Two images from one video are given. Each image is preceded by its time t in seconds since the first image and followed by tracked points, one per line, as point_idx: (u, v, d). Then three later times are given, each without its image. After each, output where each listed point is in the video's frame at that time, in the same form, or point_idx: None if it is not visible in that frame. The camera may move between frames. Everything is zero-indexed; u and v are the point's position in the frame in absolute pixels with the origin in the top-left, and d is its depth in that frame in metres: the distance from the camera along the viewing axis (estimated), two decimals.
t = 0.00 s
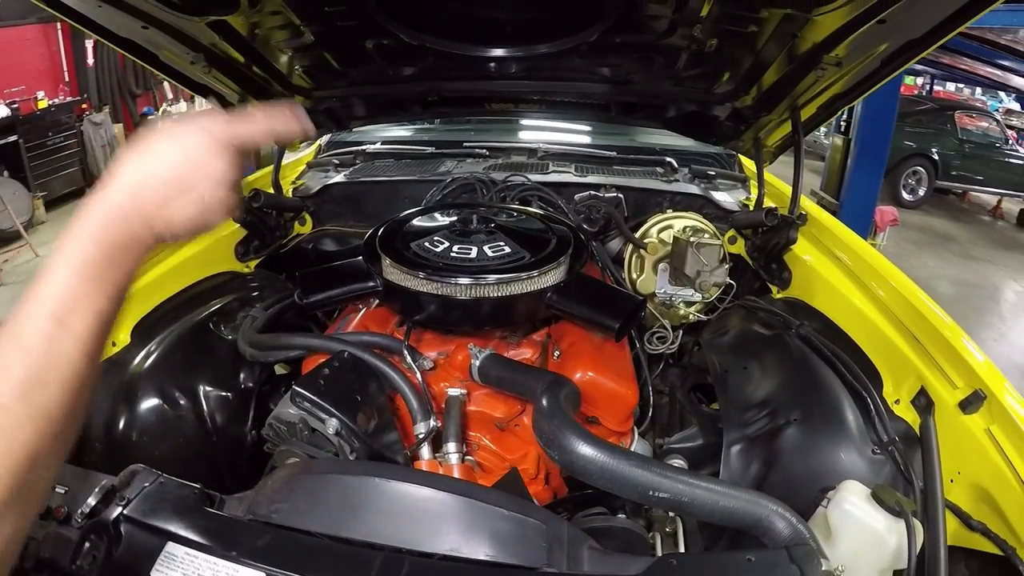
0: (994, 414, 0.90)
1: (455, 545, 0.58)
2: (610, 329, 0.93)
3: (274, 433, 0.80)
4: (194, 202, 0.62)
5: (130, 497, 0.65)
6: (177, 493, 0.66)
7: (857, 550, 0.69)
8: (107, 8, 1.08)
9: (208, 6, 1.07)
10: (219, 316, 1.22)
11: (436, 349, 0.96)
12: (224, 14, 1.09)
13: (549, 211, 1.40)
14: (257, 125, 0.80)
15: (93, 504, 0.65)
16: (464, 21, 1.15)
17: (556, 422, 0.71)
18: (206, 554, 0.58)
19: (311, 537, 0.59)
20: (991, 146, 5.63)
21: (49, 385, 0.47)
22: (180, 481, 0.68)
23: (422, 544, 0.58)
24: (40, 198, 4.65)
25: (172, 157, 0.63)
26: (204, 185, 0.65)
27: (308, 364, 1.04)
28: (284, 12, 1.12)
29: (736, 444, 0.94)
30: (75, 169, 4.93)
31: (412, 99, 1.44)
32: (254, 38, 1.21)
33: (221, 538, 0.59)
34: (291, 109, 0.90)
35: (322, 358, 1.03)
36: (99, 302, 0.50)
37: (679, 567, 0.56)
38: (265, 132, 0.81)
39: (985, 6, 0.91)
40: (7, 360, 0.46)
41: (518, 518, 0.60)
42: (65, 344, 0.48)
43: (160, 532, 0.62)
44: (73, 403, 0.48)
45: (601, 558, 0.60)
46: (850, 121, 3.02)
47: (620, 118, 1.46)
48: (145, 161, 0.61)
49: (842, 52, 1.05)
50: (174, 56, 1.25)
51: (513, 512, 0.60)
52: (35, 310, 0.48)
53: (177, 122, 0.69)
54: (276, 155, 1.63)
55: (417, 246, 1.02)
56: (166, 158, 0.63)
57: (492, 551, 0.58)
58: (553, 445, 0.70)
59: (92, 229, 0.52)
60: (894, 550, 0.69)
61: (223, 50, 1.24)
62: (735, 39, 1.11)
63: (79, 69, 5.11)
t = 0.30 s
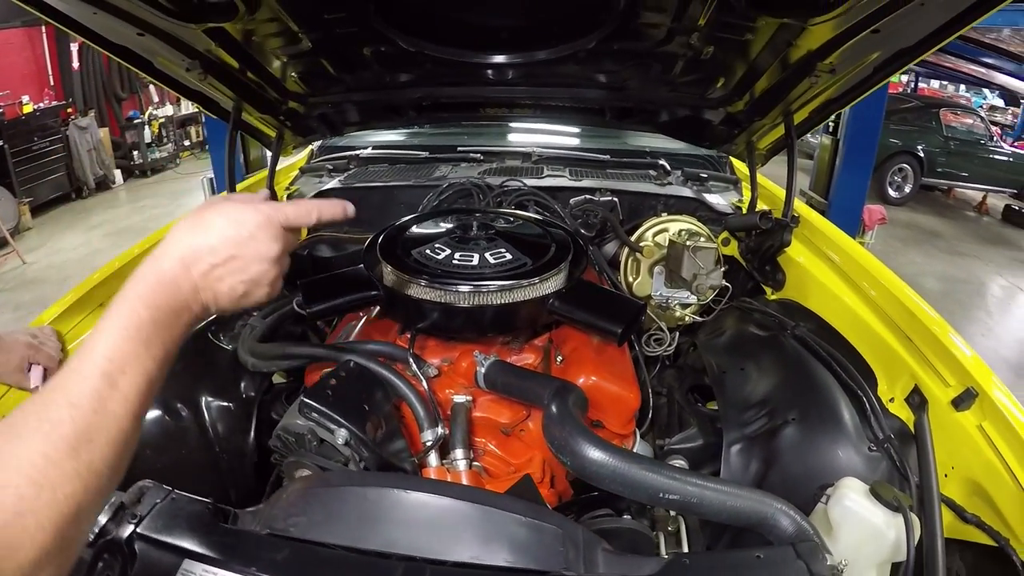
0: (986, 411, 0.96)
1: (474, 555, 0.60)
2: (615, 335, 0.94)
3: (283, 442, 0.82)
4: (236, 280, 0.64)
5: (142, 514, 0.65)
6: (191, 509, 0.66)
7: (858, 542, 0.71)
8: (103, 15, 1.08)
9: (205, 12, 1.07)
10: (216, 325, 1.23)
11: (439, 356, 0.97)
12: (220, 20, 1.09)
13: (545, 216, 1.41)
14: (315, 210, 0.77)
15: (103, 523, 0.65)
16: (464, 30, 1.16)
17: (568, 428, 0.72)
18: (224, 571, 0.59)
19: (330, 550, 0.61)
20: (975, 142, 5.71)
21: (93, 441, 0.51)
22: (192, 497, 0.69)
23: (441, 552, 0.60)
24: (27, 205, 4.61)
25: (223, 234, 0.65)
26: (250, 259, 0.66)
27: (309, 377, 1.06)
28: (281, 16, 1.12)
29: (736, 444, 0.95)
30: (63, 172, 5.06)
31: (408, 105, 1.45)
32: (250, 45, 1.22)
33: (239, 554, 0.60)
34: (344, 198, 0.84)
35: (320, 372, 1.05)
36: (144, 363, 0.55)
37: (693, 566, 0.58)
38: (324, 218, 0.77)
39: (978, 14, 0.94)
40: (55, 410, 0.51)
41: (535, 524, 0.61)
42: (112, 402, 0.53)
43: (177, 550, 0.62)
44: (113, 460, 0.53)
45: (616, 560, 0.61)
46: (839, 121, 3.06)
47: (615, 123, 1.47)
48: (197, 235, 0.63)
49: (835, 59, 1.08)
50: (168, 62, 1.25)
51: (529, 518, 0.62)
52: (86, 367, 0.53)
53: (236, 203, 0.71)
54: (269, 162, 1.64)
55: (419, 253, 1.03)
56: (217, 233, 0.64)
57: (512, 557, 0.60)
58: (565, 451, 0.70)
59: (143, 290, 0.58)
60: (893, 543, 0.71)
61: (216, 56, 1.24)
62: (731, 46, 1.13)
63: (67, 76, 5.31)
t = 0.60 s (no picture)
0: (984, 401, 0.98)
1: (504, 553, 0.62)
2: (624, 333, 0.96)
3: (297, 446, 0.84)
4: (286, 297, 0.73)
5: (160, 524, 0.66)
6: (210, 518, 0.67)
7: (867, 531, 0.73)
8: (105, 16, 1.08)
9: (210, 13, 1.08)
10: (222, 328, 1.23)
11: (449, 356, 0.99)
12: (223, 21, 1.10)
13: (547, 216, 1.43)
14: (345, 226, 0.85)
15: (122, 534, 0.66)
16: (469, 33, 1.18)
17: (588, 426, 0.73)
18: None
19: (359, 554, 0.62)
20: (961, 139, 5.79)
21: (139, 447, 0.55)
22: (209, 504, 0.69)
23: (469, 552, 0.62)
24: (15, 209, 4.58)
25: (267, 255, 0.73)
26: (293, 274, 0.74)
27: (320, 381, 1.06)
28: (283, 17, 1.12)
29: (743, 438, 0.99)
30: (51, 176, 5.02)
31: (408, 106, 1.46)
32: (253, 47, 1.23)
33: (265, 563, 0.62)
34: (377, 216, 0.92)
35: (330, 376, 1.06)
36: (192, 371, 0.61)
37: (716, 556, 0.61)
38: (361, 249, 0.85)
39: (972, 20, 0.97)
40: (109, 414, 0.55)
41: (563, 521, 0.64)
42: (162, 407, 0.58)
43: (199, 559, 0.63)
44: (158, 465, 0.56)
45: (641, 552, 0.64)
46: (829, 118, 3.10)
47: (614, 123, 1.49)
48: (244, 256, 0.72)
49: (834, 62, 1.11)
50: (167, 62, 1.26)
51: (558, 514, 0.64)
52: (136, 376, 0.58)
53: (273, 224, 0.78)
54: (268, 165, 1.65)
55: (427, 254, 1.04)
56: (261, 255, 0.72)
57: (542, 553, 0.62)
58: (586, 448, 0.72)
59: (189, 304, 0.65)
60: (901, 530, 0.72)
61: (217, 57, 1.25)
62: (733, 49, 1.15)
63: (53, 79, 5.25)
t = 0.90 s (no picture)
0: (984, 389, 1.01)
1: (535, 544, 0.64)
2: (635, 328, 0.98)
3: (313, 446, 0.85)
4: (248, 226, 0.57)
5: (180, 528, 0.66)
6: (232, 519, 0.68)
7: (874, 518, 0.76)
8: (113, 13, 1.09)
9: (219, 12, 1.09)
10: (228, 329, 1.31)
11: (461, 353, 1.00)
12: (233, 20, 1.11)
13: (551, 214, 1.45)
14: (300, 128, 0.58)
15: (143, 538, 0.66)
16: (477, 35, 1.19)
17: (609, 418, 0.75)
18: None
19: (389, 551, 0.63)
20: (951, 136, 5.85)
21: (146, 442, 0.49)
22: (228, 506, 0.70)
23: (499, 545, 0.63)
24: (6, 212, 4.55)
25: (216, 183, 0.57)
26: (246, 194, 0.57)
27: (331, 382, 1.07)
28: (291, 16, 1.13)
29: (750, 430, 1.02)
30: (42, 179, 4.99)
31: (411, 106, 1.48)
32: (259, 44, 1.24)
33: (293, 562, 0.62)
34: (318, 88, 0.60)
35: (343, 375, 1.07)
36: (184, 349, 0.53)
37: (738, 539, 0.64)
38: (323, 143, 0.60)
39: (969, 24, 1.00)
40: (104, 415, 0.48)
41: (590, 511, 0.66)
42: (158, 395, 0.51)
43: (223, 561, 0.64)
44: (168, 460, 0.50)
45: (665, 540, 0.66)
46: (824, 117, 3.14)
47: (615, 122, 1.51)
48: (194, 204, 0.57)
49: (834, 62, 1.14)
50: (173, 59, 1.26)
51: (584, 505, 0.66)
52: (122, 367, 0.50)
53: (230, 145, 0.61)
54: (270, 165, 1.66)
55: (437, 252, 1.05)
56: (212, 194, 0.57)
57: (571, 544, 0.64)
58: (607, 439, 0.74)
59: (162, 282, 0.54)
60: (907, 515, 0.76)
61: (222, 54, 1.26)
62: (737, 50, 1.17)
63: (45, 81, 5.22)
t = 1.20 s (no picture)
0: (981, 381, 1.03)
1: (555, 542, 0.65)
2: (638, 327, 1.00)
3: (321, 449, 0.86)
4: (250, 235, 0.57)
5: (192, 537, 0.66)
6: (245, 524, 0.69)
7: (878, 507, 0.78)
8: (111, 12, 1.09)
9: (220, 12, 1.09)
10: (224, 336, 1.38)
11: (466, 354, 1.01)
12: (232, 20, 1.11)
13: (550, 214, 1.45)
14: (290, 128, 0.58)
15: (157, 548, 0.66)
16: (478, 36, 1.20)
17: (619, 415, 0.76)
18: None
19: (407, 554, 0.64)
20: (939, 132, 5.91)
21: (168, 463, 0.50)
22: (239, 513, 0.71)
23: (519, 545, 0.64)
24: None
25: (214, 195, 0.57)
26: (243, 202, 0.57)
27: (335, 385, 1.07)
28: (291, 16, 1.14)
29: (752, 425, 1.04)
30: (30, 184, 4.95)
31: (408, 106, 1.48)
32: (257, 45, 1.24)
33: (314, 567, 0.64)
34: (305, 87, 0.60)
35: (347, 377, 1.07)
36: (200, 365, 0.54)
37: (750, 531, 0.66)
38: (316, 141, 0.59)
39: (964, 25, 1.02)
40: (124, 439, 0.49)
41: (606, 508, 0.67)
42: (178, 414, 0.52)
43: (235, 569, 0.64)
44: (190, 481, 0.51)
45: (677, 535, 0.68)
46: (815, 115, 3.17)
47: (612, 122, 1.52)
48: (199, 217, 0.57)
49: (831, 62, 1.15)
50: (170, 61, 1.25)
51: (600, 502, 0.68)
52: (140, 389, 0.51)
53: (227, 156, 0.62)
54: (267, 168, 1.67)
55: (439, 253, 1.06)
56: (212, 206, 0.57)
57: (590, 541, 0.65)
58: (618, 436, 0.75)
59: (174, 300, 0.55)
60: (911, 504, 0.78)
61: (218, 55, 1.26)
62: (735, 51, 1.19)
63: (32, 85, 5.18)
